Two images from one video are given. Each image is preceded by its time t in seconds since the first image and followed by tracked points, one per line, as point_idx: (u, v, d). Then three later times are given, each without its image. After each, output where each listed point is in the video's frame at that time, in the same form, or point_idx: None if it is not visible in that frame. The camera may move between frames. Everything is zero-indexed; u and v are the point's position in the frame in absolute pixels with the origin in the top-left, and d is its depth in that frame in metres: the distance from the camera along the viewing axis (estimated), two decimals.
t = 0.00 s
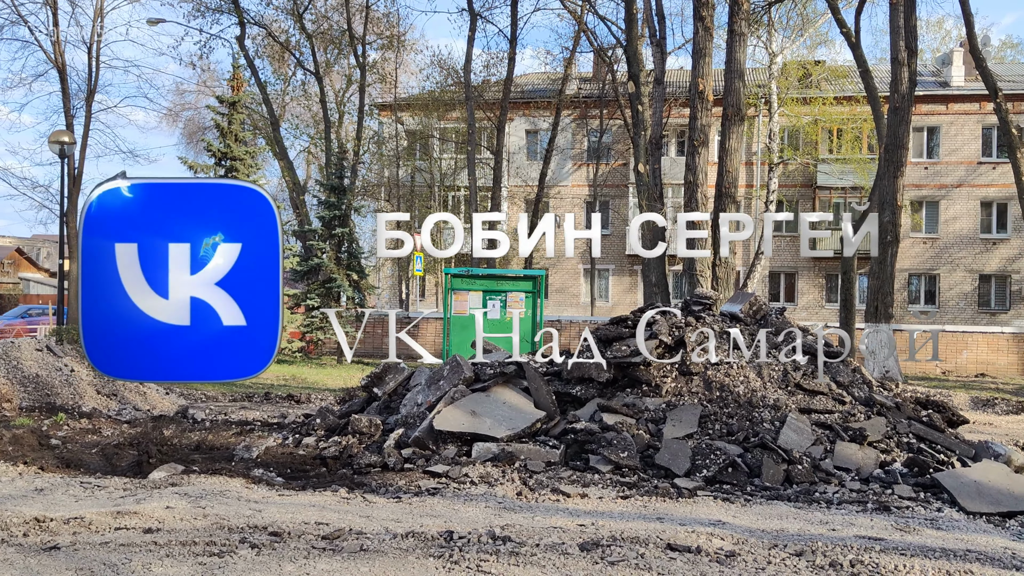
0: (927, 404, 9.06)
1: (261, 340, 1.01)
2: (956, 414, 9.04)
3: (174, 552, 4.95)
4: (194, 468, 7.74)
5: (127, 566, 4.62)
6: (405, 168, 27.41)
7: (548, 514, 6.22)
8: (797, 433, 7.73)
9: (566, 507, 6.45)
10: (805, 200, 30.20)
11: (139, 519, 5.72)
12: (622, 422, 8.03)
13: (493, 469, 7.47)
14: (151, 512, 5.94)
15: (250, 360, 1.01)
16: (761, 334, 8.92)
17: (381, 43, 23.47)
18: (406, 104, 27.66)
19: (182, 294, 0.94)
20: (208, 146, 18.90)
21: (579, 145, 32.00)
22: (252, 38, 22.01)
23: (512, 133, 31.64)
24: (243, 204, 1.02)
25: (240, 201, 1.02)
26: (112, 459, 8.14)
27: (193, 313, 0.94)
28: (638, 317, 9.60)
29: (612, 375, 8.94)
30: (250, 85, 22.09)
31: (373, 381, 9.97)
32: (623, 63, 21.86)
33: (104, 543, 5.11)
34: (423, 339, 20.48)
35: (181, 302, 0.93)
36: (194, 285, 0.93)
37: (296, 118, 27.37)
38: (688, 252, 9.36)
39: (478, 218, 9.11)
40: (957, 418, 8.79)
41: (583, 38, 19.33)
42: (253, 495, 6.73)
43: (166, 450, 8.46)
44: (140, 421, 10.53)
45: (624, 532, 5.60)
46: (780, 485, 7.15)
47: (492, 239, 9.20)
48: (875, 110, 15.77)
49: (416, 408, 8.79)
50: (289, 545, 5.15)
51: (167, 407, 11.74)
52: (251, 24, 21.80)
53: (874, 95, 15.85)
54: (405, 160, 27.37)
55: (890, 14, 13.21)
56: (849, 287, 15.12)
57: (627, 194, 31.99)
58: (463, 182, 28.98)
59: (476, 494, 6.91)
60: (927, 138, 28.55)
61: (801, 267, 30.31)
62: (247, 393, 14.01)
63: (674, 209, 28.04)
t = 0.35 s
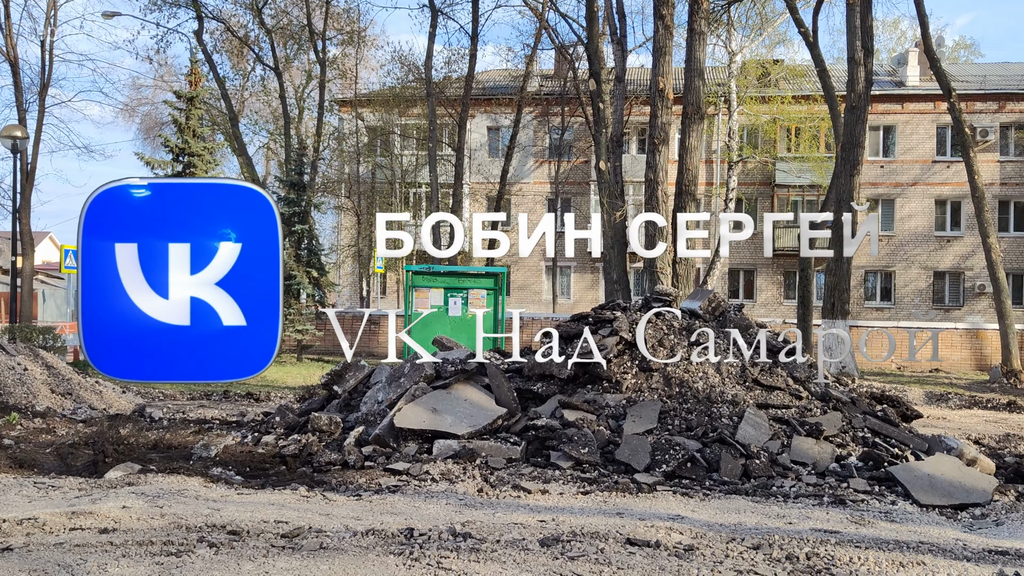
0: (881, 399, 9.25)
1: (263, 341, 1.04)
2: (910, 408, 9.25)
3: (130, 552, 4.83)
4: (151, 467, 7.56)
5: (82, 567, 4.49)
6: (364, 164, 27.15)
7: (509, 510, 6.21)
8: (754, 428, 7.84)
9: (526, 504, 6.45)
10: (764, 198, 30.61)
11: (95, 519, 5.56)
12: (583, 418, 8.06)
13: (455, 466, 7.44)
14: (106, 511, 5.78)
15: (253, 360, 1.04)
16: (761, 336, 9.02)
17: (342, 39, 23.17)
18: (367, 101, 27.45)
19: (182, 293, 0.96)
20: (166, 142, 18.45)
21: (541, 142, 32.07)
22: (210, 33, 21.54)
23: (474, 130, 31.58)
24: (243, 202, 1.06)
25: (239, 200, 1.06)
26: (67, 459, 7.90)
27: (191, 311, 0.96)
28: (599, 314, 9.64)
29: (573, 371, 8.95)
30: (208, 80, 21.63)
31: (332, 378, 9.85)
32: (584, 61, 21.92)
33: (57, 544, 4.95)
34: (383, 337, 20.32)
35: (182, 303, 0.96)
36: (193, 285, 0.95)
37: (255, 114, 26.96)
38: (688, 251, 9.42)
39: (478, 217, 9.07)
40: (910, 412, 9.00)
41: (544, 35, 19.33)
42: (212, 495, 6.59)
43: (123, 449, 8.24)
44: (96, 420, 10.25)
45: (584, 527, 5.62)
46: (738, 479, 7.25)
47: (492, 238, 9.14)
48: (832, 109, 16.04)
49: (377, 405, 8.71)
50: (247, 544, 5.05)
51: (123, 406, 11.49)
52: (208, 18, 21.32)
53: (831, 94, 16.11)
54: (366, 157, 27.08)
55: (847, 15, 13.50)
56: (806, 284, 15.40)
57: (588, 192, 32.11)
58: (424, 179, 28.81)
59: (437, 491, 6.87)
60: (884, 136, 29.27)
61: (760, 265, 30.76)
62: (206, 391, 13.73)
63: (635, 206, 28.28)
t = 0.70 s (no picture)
0: (833, 389, 9.46)
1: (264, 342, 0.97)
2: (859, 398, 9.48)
3: (79, 549, 4.69)
4: (101, 463, 7.34)
5: (29, 566, 4.34)
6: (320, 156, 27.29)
7: (466, 503, 6.19)
8: (709, 418, 7.95)
9: (483, 496, 6.43)
10: (719, 191, 31.09)
11: (42, 516, 5.38)
12: (540, 410, 8.08)
13: (411, 460, 7.39)
14: (55, 508, 5.59)
15: (255, 365, 0.97)
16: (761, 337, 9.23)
17: (297, 29, 22.74)
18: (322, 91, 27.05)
19: (183, 295, 0.91)
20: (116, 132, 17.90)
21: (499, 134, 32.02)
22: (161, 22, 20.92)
23: (431, 122, 31.36)
24: (239, 203, 1.01)
25: (238, 199, 1.03)
26: (12, 456, 7.62)
27: (193, 311, 0.91)
28: (556, 306, 9.67)
29: (530, 363, 8.97)
30: (160, 71, 21.01)
31: (288, 372, 9.71)
32: (541, 54, 21.91)
33: (2, 542, 4.77)
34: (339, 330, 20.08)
35: (182, 300, 0.91)
36: (193, 284, 0.90)
37: (208, 105, 26.34)
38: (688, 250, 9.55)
39: (478, 219, 9.12)
40: (860, 402, 9.22)
41: (501, 28, 19.25)
42: (164, 490, 6.43)
43: (71, 445, 7.99)
44: (43, 416, 9.92)
45: (540, 519, 5.63)
46: (692, 469, 7.34)
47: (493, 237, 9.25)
48: (785, 104, 16.31)
49: (333, 399, 8.61)
50: (201, 539, 4.94)
51: (72, 401, 11.15)
52: (159, 7, 20.68)
53: (784, 88, 16.37)
54: (321, 148, 26.66)
55: (801, 10, 13.72)
56: (761, 276, 15.65)
57: (546, 184, 32.16)
58: (381, 171, 28.50)
59: (393, 484, 6.82)
60: (837, 131, 29.93)
61: (715, 258, 31.18)
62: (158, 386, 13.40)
63: (592, 199, 28.42)
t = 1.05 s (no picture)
0: (777, 383, 9.67)
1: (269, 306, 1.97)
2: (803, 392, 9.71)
3: (14, 550, 4.50)
4: (37, 461, 7.06)
5: None
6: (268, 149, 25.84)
7: (413, 499, 6.14)
8: (656, 413, 8.04)
9: (430, 492, 6.39)
10: (668, 187, 31.54)
11: None
12: (488, 406, 8.07)
13: (358, 456, 7.30)
14: None
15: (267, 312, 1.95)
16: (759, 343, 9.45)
17: (244, 21, 22.21)
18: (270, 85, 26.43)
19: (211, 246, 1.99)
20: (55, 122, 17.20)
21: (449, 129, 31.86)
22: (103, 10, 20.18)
23: (380, 116, 30.99)
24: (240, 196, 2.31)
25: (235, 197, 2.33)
26: None
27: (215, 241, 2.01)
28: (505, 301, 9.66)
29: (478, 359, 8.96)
30: (102, 62, 20.30)
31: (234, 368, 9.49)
32: (491, 48, 21.83)
33: None
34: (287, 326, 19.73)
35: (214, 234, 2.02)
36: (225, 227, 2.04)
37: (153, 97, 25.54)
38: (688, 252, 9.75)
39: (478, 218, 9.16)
40: (803, 396, 9.44)
41: (452, 22, 19.12)
42: (104, 488, 6.22)
43: (6, 444, 7.67)
44: None
45: (487, 514, 5.61)
46: (639, 463, 7.42)
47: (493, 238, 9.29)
48: (733, 102, 16.58)
49: (279, 395, 8.45)
50: (143, 538, 4.79)
51: (7, 399, 10.71)
52: None
53: (732, 87, 16.63)
54: (269, 142, 26.12)
55: (747, 9, 13.99)
56: (709, 273, 15.90)
57: (497, 179, 32.12)
58: (330, 165, 28.05)
59: (339, 480, 6.72)
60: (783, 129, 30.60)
61: (665, 254, 31.54)
62: (99, 382, 12.98)
63: (544, 196, 28.50)
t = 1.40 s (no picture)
0: (715, 378, 9.86)
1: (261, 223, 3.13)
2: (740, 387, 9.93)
3: None
4: None
5: None
6: (206, 141, 25.31)
7: (351, 496, 6.04)
8: (595, 407, 8.09)
9: (369, 489, 6.29)
10: (611, 183, 31.90)
11: None
12: (428, 402, 8.01)
13: (295, 453, 7.15)
14: None
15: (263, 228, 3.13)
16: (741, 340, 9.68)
17: (181, 10, 21.52)
18: (208, 76, 25.67)
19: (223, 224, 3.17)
20: None
21: (391, 123, 31.53)
22: None
23: (321, 109, 30.44)
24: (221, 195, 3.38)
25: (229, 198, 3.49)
26: None
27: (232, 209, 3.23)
28: (446, 297, 9.62)
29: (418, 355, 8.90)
30: (30, 50, 19.40)
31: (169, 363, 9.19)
32: (434, 42, 21.64)
33: None
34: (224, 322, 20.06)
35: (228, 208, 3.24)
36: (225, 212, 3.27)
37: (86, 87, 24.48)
38: (686, 251, 10.28)
39: (481, 220, 9.97)
40: (740, 390, 9.65)
41: (394, 15, 18.88)
42: (30, 488, 5.94)
43: None
44: None
45: (426, 511, 5.55)
46: (578, 458, 7.46)
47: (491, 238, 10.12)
48: (675, 100, 16.80)
49: (215, 391, 8.23)
50: (69, 539, 4.59)
51: None
52: None
53: (674, 84, 16.84)
54: (208, 134, 25.39)
55: (688, 9, 14.19)
56: (651, 269, 16.11)
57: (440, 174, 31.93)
58: (270, 158, 27.43)
59: (276, 478, 6.57)
60: (724, 127, 31.26)
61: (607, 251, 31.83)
62: (26, 379, 12.43)
63: (487, 192, 28.48)
